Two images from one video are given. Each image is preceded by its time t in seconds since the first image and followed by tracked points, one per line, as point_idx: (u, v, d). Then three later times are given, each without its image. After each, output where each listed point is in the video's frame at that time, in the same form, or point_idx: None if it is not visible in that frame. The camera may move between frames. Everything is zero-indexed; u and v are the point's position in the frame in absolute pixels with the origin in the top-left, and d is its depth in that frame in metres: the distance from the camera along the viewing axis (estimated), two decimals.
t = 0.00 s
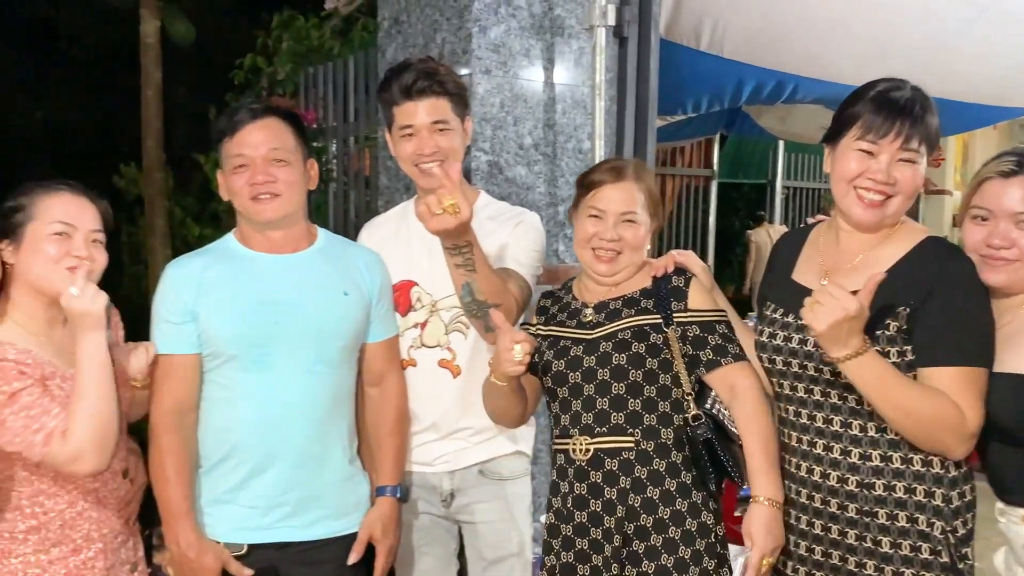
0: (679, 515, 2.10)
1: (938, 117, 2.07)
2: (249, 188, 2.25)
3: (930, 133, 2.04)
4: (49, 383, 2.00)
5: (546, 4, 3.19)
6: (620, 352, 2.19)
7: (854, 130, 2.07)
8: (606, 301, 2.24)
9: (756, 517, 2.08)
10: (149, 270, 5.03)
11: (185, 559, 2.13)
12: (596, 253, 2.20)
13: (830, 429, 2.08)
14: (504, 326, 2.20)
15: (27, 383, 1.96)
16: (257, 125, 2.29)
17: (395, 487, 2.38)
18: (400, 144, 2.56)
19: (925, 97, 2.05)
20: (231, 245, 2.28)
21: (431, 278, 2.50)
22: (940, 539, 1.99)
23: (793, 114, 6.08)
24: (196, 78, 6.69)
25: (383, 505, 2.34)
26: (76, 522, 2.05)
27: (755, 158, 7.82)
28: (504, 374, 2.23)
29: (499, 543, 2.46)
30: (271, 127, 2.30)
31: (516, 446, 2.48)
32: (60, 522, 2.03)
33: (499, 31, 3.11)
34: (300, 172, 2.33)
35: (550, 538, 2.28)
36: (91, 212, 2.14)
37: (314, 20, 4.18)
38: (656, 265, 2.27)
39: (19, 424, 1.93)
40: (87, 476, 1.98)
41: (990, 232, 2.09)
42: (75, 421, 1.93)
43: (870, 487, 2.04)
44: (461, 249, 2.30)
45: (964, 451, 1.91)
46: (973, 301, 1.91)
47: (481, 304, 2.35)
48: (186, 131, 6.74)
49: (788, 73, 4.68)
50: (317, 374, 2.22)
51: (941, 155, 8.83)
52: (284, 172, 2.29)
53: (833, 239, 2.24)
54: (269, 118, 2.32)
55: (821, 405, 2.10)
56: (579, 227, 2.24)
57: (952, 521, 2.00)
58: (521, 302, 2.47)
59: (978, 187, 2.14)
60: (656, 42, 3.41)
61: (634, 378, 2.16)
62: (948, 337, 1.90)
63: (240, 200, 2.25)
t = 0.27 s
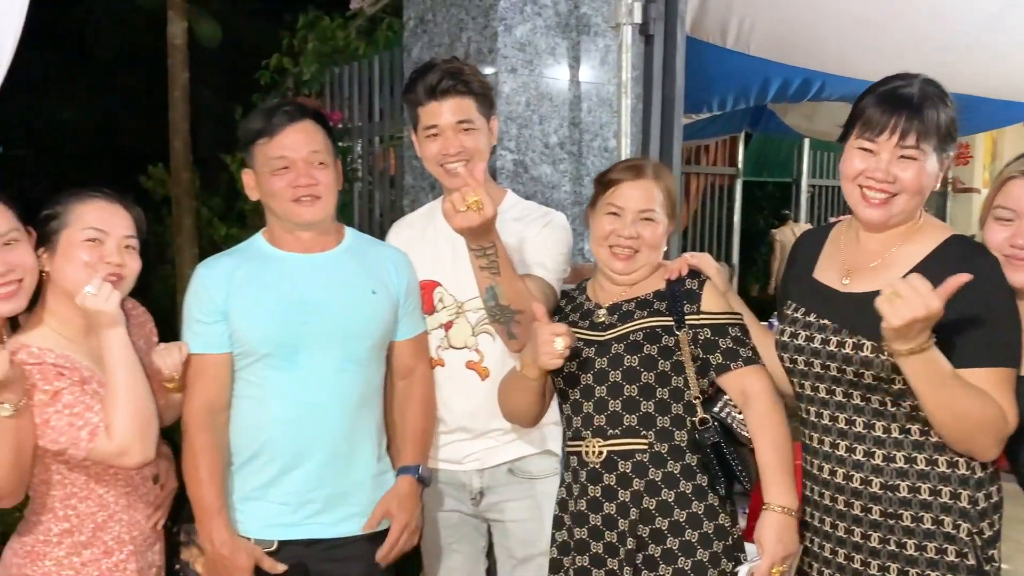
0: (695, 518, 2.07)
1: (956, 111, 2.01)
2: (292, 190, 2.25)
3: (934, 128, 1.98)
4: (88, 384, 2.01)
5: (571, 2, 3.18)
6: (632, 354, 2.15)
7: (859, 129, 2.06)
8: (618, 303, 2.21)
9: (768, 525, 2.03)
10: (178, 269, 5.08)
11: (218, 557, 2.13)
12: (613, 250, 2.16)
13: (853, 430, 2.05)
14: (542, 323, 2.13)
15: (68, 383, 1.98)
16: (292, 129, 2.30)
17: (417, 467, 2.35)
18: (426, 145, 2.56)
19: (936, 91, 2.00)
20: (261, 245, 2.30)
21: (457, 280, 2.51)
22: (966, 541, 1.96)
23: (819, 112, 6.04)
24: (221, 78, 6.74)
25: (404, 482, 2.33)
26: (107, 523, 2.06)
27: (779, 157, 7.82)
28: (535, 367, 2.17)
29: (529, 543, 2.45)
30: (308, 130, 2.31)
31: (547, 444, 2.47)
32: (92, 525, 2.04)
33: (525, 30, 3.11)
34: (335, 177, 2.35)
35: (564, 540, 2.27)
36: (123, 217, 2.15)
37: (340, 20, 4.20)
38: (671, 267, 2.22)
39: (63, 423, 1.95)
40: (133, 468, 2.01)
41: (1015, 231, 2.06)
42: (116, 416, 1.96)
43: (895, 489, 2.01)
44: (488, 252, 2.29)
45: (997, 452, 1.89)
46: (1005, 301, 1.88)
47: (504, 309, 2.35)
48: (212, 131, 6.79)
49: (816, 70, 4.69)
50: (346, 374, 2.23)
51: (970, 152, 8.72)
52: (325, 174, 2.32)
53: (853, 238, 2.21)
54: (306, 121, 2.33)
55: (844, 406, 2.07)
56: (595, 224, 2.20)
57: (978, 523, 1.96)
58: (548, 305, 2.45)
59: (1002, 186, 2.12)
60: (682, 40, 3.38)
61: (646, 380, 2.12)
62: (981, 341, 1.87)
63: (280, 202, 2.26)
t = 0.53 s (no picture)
0: (719, 510, 2.06)
1: (966, 102, 1.98)
2: (324, 196, 2.25)
3: (948, 119, 1.95)
4: (124, 388, 2.03)
5: None
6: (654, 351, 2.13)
7: (871, 123, 2.04)
8: (637, 297, 2.18)
9: (787, 515, 1.99)
10: (205, 267, 5.12)
11: (254, 551, 2.14)
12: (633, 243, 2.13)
13: (874, 427, 2.03)
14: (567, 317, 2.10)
15: (104, 387, 1.99)
16: (327, 133, 2.28)
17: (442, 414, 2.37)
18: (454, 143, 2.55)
19: (945, 81, 1.97)
20: (289, 242, 2.31)
21: (483, 278, 2.52)
22: (991, 538, 1.91)
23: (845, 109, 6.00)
24: (245, 79, 6.78)
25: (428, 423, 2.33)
26: (140, 523, 2.08)
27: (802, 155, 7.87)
28: (555, 355, 2.14)
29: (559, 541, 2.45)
30: (340, 132, 2.30)
31: (577, 442, 2.46)
32: (125, 524, 2.06)
33: (551, 27, 3.11)
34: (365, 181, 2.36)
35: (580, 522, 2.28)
36: (151, 219, 2.15)
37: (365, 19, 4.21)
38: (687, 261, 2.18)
39: (101, 427, 1.97)
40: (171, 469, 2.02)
41: None
42: (152, 420, 1.97)
43: (917, 486, 1.98)
44: (510, 251, 2.26)
45: None
46: None
47: (528, 308, 2.32)
48: (237, 131, 6.84)
49: (841, 66, 4.66)
50: (376, 370, 2.25)
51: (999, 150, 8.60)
52: (355, 180, 2.31)
53: (869, 235, 2.19)
54: (340, 124, 2.32)
55: (866, 402, 2.04)
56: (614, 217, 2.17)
57: (1005, 520, 1.92)
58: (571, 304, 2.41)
59: None
60: (709, 38, 3.38)
61: (669, 376, 2.11)
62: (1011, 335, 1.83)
63: (311, 208, 2.26)
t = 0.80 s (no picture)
0: (752, 500, 2.06)
1: (988, 95, 1.96)
2: (347, 200, 2.24)
3: (973, 112, 1.93)
4: (158, 387, 2.05)
5: None
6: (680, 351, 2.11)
7: (895, 117, 2.00)
8: (661, 295, 2.16)
9: (818, 507, 2.00)
10: (232, 266, 5.16)
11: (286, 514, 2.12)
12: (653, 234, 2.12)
13: (898, 423, 2.00)
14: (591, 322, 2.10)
15: (139, 385, 2.01)
16: (353, 135, 2.26)
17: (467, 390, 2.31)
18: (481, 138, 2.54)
19: (967, 74, 1.95)
20: (317, 239, 2.31)
21: (509, 275, 2.50)
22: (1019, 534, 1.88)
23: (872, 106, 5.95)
24: (269, 78, 6.81)
25: (454, 392, 2.26)
26: (168, 521, 2.09)
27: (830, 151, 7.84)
28: (579, 357, 2.16)
29: (588, 538, 2.44)
30: (366, 134, 2.28)
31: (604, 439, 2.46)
32: (154, 522, 2.07)
33: (579, 23, 3.10)
34: (391, 184, 2.32)
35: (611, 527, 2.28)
36: (184, 217, 2.18)
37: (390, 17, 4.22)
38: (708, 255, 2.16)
39: (136, 424, 1.98)
40: (204, 469, 2.04)
41: None
42: (187, 419, 1.98)
43: (943, 482, 1.94)
44: (538, 256, 2.20)
45: None
46: None
47: (556, 308, 2.27)
48: (262, 131, 6.89)
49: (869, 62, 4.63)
50: (402, 366, 2.25)
51: None
52: (378, 185, 2.28)
53: (892, 230, 2.15)
54: (370, 126, 2.29)
55: (889, 398, 2.00)
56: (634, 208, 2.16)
57: None
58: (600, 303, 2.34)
59: None
60: (737, 35, 3.37)
61: (697, 374, 2.09)
62: None
63: (335, 211, 2.25)
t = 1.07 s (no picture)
0: (793, 496, 2.06)
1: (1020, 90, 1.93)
2: (369, 201, 2.25)
3: (1006, 109, 1.90)
4: (190, 384, 2.07)
5: None
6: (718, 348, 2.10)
7: (924, 114, 1.97)
8: (696, 293, 2.15)
9: (850, 502, 2.01)
10: (257, 264, 5.20)
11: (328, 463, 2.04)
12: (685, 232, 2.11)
13: (926, 423, 1.97)
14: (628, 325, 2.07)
15: (171, 382, 2.03)
16: (375, 135, 2.26)
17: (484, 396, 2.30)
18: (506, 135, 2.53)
19: (999, 70, 1.92)
20: (344, 237, 2.32)
21: (534, 271, 2.50)
22: None
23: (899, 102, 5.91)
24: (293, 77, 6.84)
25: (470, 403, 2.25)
26: (196, 518, 2.10)
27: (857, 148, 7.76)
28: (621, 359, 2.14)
29: (614, 536, 2.43)
30: (389, 134, 2.27)
31: (630, 438, 2.45)
32: (183, 518, 2.09)
33: (604, 20, 3.09)
34: (414, 182, 2.32)
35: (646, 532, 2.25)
36: (216, 216, 2.20)
37: (415, 16, 4.23)
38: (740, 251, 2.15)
39: (168, 422, 2.01)
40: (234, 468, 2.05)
41: None
42: (217, 418, 1.99)
43: (972, 483, 1.91)
44: (562, 252, 2.19)
45: None
46: None
47: (581, 306, 2.25)
48: (287, 129, 6.93)
49: (897, 58, 4.59)
50: (426, 362, 2.24)
51: None
52: (399, 184, 2.27)
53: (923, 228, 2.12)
54: (389, 126, 2.28)
55: (917, 398, 1.98)
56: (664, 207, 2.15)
57: None
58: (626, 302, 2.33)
59: None
60: (764, 30, 3.34)
61: (736, 372, 2.08)
62: None
63: (356, 211, 2.27)
